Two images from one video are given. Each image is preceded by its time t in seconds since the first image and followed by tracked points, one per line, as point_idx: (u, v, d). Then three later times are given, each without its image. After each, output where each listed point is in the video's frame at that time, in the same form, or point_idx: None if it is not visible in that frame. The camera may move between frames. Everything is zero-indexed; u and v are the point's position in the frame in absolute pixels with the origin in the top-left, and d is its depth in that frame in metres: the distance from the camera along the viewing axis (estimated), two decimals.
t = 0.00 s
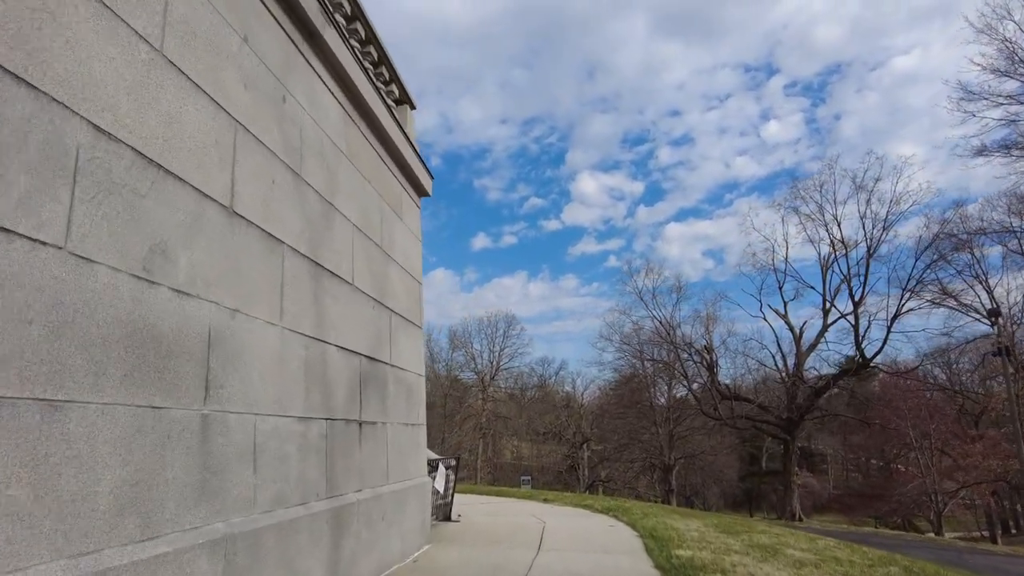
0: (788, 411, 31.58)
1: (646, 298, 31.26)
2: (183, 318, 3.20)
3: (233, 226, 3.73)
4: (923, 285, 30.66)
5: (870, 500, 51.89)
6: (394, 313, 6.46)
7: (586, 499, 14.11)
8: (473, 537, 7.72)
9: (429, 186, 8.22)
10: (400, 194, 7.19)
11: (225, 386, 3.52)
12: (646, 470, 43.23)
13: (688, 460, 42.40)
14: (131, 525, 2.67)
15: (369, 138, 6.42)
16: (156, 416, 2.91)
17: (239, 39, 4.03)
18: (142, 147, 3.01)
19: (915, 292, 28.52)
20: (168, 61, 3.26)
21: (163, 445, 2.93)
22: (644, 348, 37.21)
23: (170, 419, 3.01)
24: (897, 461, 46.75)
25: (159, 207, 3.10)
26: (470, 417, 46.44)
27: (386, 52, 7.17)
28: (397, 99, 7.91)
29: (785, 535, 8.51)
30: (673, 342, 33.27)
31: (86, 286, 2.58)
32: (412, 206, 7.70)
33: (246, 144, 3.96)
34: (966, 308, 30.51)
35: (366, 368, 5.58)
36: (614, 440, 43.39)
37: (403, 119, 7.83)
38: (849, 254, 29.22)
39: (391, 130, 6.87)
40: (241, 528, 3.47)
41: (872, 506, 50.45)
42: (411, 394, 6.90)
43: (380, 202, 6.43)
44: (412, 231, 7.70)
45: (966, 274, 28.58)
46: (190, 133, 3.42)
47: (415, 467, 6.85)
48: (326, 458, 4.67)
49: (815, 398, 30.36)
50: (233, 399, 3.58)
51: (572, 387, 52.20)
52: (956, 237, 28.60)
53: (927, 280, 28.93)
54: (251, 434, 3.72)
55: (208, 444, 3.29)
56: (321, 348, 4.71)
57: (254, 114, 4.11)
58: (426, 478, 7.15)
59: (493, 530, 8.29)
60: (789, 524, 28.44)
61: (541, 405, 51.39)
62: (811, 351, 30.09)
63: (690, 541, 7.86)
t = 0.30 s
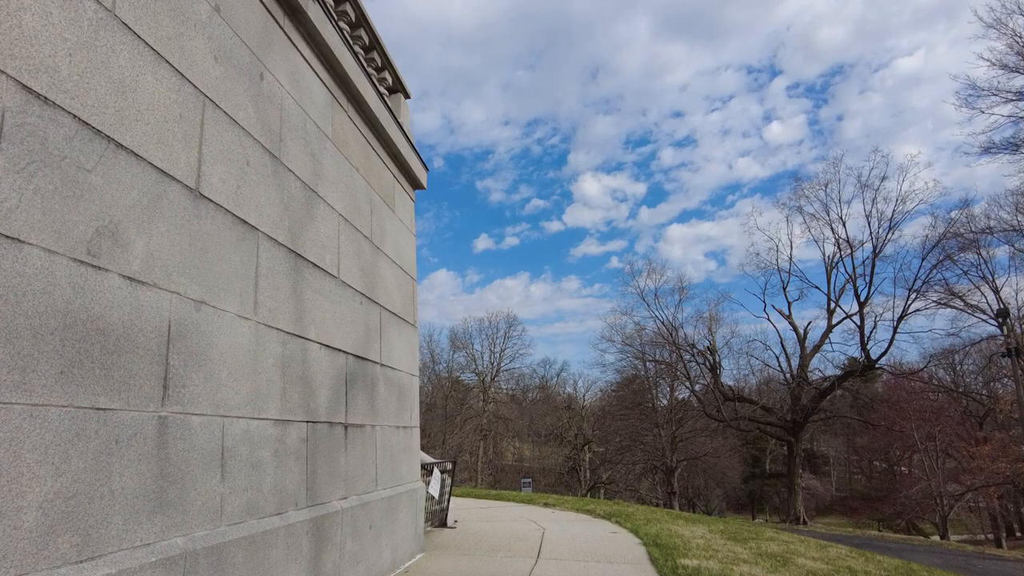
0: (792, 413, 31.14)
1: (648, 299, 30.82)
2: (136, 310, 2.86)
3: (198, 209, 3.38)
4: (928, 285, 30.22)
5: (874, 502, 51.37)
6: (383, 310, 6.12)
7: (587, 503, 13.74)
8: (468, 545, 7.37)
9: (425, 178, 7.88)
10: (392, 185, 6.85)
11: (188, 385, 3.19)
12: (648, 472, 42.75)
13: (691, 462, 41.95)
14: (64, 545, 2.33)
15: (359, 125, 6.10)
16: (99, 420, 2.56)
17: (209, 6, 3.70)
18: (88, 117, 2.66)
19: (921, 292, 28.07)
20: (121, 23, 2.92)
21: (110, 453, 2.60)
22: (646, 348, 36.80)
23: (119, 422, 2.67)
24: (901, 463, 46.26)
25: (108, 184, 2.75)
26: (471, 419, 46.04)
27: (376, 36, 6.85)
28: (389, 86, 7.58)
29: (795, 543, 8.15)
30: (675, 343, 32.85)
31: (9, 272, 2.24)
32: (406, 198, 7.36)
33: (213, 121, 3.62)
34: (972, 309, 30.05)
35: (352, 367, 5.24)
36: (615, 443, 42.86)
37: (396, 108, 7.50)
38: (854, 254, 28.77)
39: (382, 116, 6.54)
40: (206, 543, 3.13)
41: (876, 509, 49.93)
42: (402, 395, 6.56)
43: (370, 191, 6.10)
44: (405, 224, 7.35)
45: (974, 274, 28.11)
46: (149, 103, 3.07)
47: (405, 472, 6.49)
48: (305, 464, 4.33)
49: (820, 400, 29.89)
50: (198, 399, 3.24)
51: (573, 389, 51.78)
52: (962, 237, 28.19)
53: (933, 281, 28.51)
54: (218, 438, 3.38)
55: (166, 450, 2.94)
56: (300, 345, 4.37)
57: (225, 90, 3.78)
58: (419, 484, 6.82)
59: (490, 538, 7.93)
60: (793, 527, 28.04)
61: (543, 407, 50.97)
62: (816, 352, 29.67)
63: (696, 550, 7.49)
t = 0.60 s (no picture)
0: (794, 413, 30.77)
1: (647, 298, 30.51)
2: (64, 286, 2.50)
3: (149, 178, 3.03)
4: (931, 284, 29.87)
5: (874, 503, 51.00)
6: (367, 299, 5.79)
7: (584, 504, 13.41)
8: (457, 548, 7.03)
9: (415, 164, 7.56)
10: (378, 170, 6.53)
11: (132, 372, 2.83)
12: (648, 473, 42.30)
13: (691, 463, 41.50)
14: None
15: (341, 102, 5.77)
16: (15, 410, 2.23)
17: None
18: (3, 62, 2.31)
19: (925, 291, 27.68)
20: None
21: (26, 448, 2.25)
22: (646, 348, 36.41)
23: (37, 412, 2.31)
24: (902, 464, 45.91)
25: (30, 143, 2.41)
26: (469, 419, 45.69)
27: (361, 14, 6.54)
28: (377, 68, 7.26)
29: (801, 547, 7.81)
30: (675, 342, 32.48)
31: None
32: (393, 185, 7.04)
33: (170, 82, 3.27)
34: (976, 308, 29.72)
35: (331, 359, 4.89)
36: (615, 443, 42.14)
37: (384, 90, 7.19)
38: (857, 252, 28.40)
39: (368, 95, 6.20)
40: (151, 549, 2.78)
41: (876, 509, 49.56)
42: (388, 391, 6.24)
43: (353, 174, 5.77)
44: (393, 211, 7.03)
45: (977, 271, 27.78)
46: (85, 55, 2.71)
47: (392, 473, 6.16)
48: (274, 461, 3.99)
49: (822, 399, 29.47)
50: (145, 387, 2.89)
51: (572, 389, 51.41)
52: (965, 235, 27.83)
53: (935, 280, 28.19)
54: (169, 431, 3.03)
55: (101, 445, 2.59)
56: (269, 334, 4.03)
57: (181, 50, 3.40)
58: (407, 484, 6.50)
59: (482, 540, 7.60)
60: (793, 527, 27.73)
61: (542, 407, 50.66)
62: (817, 351, 29.33)
63: (698, 553, 7.17)
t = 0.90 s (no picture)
0: (796, 408, 30.41)
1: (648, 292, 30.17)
2: None
3: (87, 146, 2.71)
4: (936, 278, 29.48)
5: (877, 499, 50.67)
6: (351, 289, 5.46)
7: (583, 501, 13.11)
8: (449, 550, 6.71)
9: (404, 150, 7.23)
10: (363, 154, 6.20)
11: (62, 363, 2.49)
12: (649, 469, 41.97)
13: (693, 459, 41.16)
14: None
15: (322, 80, 5.44)
16: None
17: None
18: None
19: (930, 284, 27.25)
20: None
21: None
22: (647, 343, 36.06)
23: None
24: (906, 459, 45.55)
25: None
26: (469, 415, 45.76)
27: None
28: (364, 48, 6.92)
29: (809, 548, 7.46)
30: (677, 338, 32.12)
31: None
32: (381, 169, 6.72)
33: (115, 43, 2.95)
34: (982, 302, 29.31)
35: (308, 352, 4.57)
36: (616, 439, 41.82)
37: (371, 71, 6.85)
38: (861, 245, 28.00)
39: (352, 74, 5.87)
40: (85, 564, 2.45)
41: (879, 506, 49.22)
42: (375, 386, 5.91)
43: (334, 155, 5.45)
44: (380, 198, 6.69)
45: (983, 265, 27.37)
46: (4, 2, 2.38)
47: (379, 472, 5.84)
48: (242, 461, 3.67)
49: (825, 395, 29.10)
50: (78, 380, 2.55)
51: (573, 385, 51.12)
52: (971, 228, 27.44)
53: (940, 273, 27.80)
54: (111, 430, 2.69)
55: (19, 445, 2.24)
56: (235, 324, 3.71)
57: (129, 9, 3.08)
58: (395, 485, 6.17)
59: (476, 542, 7.27)
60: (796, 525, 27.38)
61: (543, 402, 50.39)
62: (820, 346, 28.98)
63: (702, 555, 6.84)
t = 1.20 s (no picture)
0: (802, 390, 30.03)
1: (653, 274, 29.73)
2: None
3: (10, 77, 2.34)
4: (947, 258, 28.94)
5: (881, 481, 50.48)
6: (336, 257, 5.11)
7: (586, 483, 12.83)
8: (445, 534, 6.41)
9: (397, 115, 6.85)
10: (352, 116, 5.82)
11: None
12: (652, 451, 41.80)
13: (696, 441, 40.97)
14: None
15: (305, 32, 5.05)
16: None
17: None
18: None
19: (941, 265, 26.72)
20: None
21: None
22: (651, 324, 35.69)
23: None
24: (911, 442, 45.25)
25: None
26: (472, 397, 46.19)
27: None
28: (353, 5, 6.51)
29: (821, 532, 7.17)
30: (681, 319, 31.73)
31: None
32: (371, 134, 6.34)
33: None
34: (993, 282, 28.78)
35: (288, 322, 4.24)
36: (619, 421, 41.56)
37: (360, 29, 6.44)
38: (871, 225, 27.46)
39: (338, 29, 5.48)
40: (9, 556, 2.13)
41: (883, 488, 49.04)
42: (365, 361, 5.59)
43: (318, 114, 5.07)
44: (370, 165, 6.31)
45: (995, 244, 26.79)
46: None
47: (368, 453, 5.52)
48: (210, 440, 3.34)
49: (831, 376, 28.70)
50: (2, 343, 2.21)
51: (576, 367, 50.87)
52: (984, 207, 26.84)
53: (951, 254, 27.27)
54: (45, 403, 2.36)
55: None
56: (200, 288, 3.36)
57: None
58: (388, 466, 5.87)
59: (474, 525, 6.99)
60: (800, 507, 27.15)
61: (546, 385, 50.23)
62: (827, 327, 28.58)
63: (710, 540, 6.51)
